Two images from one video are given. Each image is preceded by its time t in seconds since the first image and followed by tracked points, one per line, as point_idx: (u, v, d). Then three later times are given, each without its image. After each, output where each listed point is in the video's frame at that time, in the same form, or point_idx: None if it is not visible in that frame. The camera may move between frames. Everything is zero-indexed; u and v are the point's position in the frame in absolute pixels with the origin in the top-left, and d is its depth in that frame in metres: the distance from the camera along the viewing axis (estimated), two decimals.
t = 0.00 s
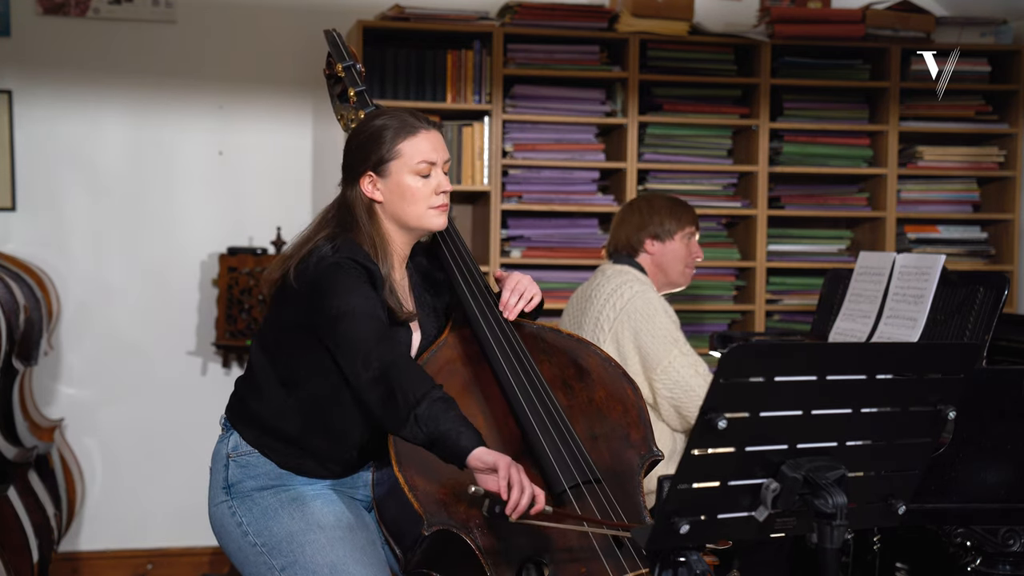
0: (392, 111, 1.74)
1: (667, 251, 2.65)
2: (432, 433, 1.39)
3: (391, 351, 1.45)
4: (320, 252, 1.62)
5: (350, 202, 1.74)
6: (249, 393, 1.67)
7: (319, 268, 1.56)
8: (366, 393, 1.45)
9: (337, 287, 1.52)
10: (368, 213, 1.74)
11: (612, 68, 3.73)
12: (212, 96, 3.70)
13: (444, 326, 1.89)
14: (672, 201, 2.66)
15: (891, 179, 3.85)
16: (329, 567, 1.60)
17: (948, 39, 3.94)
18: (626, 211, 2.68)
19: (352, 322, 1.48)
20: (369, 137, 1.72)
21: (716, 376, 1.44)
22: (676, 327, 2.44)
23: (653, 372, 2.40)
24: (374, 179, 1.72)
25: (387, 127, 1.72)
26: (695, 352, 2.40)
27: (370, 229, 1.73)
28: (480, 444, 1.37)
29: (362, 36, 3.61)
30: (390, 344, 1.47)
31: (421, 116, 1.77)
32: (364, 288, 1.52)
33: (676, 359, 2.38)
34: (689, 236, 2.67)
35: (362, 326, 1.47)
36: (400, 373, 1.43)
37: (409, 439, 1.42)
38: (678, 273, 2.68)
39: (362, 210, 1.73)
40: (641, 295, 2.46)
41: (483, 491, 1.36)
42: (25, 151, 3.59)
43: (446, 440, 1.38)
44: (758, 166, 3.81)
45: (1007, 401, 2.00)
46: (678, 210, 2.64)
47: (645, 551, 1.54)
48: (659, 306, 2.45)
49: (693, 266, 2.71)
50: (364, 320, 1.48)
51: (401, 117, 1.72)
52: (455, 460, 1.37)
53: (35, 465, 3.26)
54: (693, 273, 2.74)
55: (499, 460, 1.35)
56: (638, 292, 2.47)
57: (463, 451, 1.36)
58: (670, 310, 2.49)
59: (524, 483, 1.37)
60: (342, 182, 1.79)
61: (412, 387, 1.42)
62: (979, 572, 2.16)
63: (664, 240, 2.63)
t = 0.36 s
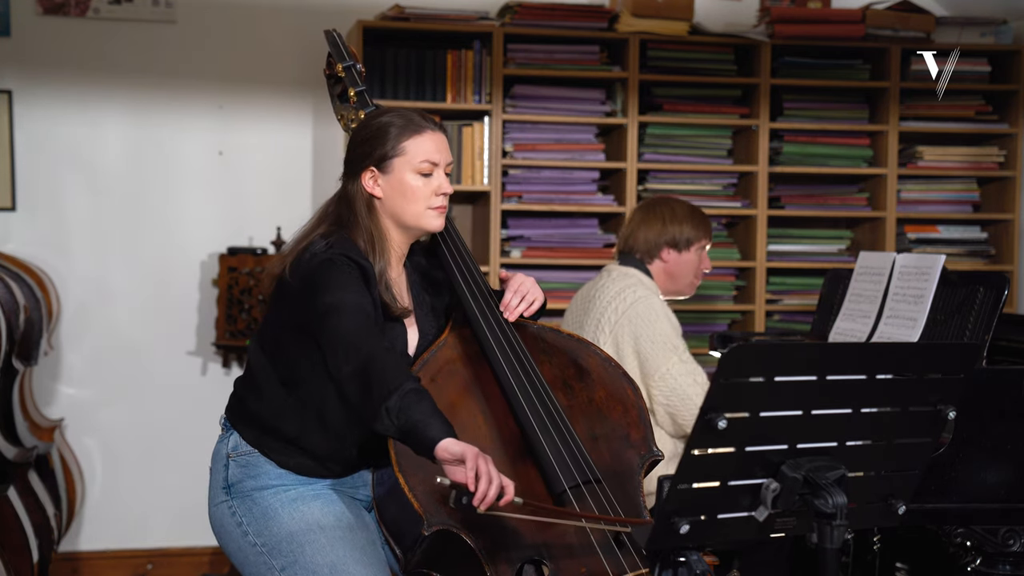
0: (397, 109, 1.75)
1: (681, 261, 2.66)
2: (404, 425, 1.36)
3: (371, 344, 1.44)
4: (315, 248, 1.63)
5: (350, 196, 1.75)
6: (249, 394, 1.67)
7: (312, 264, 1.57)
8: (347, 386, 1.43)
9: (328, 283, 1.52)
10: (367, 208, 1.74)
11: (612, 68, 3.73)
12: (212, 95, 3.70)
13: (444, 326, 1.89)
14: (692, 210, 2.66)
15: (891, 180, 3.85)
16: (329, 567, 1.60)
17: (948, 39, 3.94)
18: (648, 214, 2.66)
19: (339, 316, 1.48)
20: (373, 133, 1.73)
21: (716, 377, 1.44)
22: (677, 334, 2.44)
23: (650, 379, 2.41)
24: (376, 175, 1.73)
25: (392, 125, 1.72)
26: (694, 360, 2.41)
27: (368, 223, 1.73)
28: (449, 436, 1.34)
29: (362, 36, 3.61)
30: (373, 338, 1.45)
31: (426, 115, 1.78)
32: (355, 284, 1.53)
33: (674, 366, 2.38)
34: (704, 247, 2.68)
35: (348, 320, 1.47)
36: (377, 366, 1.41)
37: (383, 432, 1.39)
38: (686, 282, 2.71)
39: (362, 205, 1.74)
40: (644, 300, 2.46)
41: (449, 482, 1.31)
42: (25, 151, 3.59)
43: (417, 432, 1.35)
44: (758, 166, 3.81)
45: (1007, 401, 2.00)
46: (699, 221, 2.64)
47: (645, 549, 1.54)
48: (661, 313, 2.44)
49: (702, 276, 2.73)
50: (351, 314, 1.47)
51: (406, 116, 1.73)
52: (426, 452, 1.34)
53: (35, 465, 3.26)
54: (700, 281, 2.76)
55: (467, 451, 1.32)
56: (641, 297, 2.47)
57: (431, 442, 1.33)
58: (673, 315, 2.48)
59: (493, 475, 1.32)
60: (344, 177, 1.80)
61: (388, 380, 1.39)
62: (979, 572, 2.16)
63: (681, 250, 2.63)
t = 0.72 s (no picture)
0: (395, 108, 1.75)
1: (685, 261, 2.66)
2: (378, 417, 1.36)
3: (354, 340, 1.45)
4: (309, 245, 1.63)
5: (346, 193, 1.75)
6: (249, 394, 1.68)
7: (305, 261, 1.58)
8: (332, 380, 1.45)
9: (319, 280, 1.54)
10: (363, 205, 1.74)
11: (612, 68, 3.73)
12: (212, 95, 3.70)
13: (443, 327, 1.89)
14: (698, 211, 2.66)
15: (891, 179, 3.85)
16: (329, 568, 1.59)
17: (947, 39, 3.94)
18: (653, 213, 2.67)
19: (327, 312, 1.49)
20: (371, 131, 1.73)
21: (716, 377, 1.44)
22: (675, 339, 2.44)
23: (642, 383, 2.40)
24: (372, 173, 1.73)
25: (390, 124, 1.72)
26: (689, 367, 2.41)
27: (364, 221, 1.74)
28: (419, 430, 1.33)
29: (362, 36, 3.60)
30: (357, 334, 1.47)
31: (425, 114, 1.77)
32: (348, 282, 1.54)
33: (667, 372, 2.38)
34: (709, 248, 2.68)
35: (336, 317, 1.48)
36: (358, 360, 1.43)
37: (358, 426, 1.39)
38: (690, 284, 2.71)
39: (358, 203, 1.74)
40: (645, 303, 2.45)
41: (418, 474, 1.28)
42: (25, 150, 3.59)
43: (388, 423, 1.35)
44: (758, 166, 3.81)
45: (1007, 401, 2.00)
46: (703, 221, 2.64)
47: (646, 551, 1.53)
48: (662, 317, 2.44)
49: (706, 278, 2.73)
50: (340, 310, 1.49)
51: (404, 114, 1.73)
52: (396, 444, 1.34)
53: (35, 465, 3.26)
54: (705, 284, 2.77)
55: (437, 444, 1.30)
56: (642, 300, 2.46)
57: (401, 434, 1.33)
58: (673, 318, 2.48)
59: (463, 467, 1.28)
60: (341, 174, 1.80)
61: (367, 373, 1.41)
62: (979, 572, 2.16)
63: (683, 251, 2.64)
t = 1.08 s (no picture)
0: (392, 106, 1.74)
1: (682, 256, 2.66)
2: (364, 405, 1.39)
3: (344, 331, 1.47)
4: (304, 243, 1.62)
5: (343, 192, 1.74)
6: (247, 394, 1.68)
7: (301, 256, 1.58)
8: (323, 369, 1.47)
9: (314, 274, 1.54)
10: (360, 204, 1.74)
11: (612, 68, 3.73)
12: (212, 95, 3.70)
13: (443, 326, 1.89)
14: (694, 206, 2.66)
15: (890, 180, 3.85)
16: (328, 568, 1.59)
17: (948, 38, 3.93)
18: (647, 211, 2.68)
19: (321, 305, 1.51)
20: (367, 130, 1.72)
21: (717, 377, 1.43)
22: (679, 339, 2.44)
23: (645, 383, 2.41)
24: (369, 172, 1.73)
25: (387, 123, 1.72)
26: (691, 366, 2.42)
27: (361, 219, 1.73)
28: (404, 416, 1.36)
29: (362, 36, 3.60)
30: (347, 325, 1.48)
31: (422, 113, 1.77)
32: (343, 277, 1.54)
33: (671, 372, 2.39)
34: (707, 243, 2.67)
35: (328, 310, 1.49)
36: (345, 349, 1.45)
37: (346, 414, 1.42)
38: (691, 279, 2.69)
39: (355, 202, 1.73)
40: (649, 303, 2.46)
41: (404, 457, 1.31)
42: (25, 150, 3.59)
43: (374, 412, 1.37)
44: (758, 166, 3.81)
45: (1007, 401, 2.00)
46: (698, 215, 2.64)
47: (645, 551, 1.54)
48: (665, 317, 2.44)
49: (708, 273, 2.71)
50: (333, 303, 1.50)
51: (400, 112, 1.73)
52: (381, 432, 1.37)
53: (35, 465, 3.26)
54: (709, 280, 2.75)
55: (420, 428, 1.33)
56: (645, 300, 2.46)
57: (385, 419, 1.36)
58: (676, 318, 2.48)
59: (448, 451, 1.31)
60: (337, 172, 1.80)
61: (353, 361, 1.43)
62: (979, 572, 2.16)
63: (679, 246, 2.63)
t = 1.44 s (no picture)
0: (386, 104, 1.74)
1: (692, 260, 2.66)
2: (356, 395, 1.33)
3: (336, 322, 1.43)
4: (300, 240, 1.63)
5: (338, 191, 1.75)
6: (246, 394, 1.68)
7: (296, 253, 1.59)
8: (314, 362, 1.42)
9: (309, 269, 1.55)
10: (354, 204, 1.74)
11: (612, 68, 3.73)
12: (212, 95, 3.70)
13: (442, 326, 1.89)
14: (703, 211, 2.67)
15: (891, 180, 3.85)
16: (328, 569, 1.59)
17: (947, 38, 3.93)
18: (657, 214, 2.68)
19: (315, 298, 1.48)
20: (362, 128, 1.72)
21: (716, 377, 1.43)
22: (682, 339, 2.44)
23: (651, 382, 2.40)
24: (363, 171, 1.73)
25: (381, 121, 1.72)
26: (696, 365, 2.41)
27: (355, 218, 1.73)
28: (394, 404, 1.30)
29: (362, 36, 3.60)
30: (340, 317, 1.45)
31: (415, 111, 1.77)
32: (337, 272, 1.55)
33: (677, 371, 2.38)
34: (716, 248, 2.68)
35: (324, 304, 1.47)
36: (337, 339, 1.40)
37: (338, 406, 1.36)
38: (699, 283, 2.70)
39: (349, 201, 1.74)
40: (651, 304, 2.45)
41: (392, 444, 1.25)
42: (25, 150, 3.59)
43: (366, 400, 1.32)
44: (758, 166, 3.81)
45: (1007, 401, 1.99)
46: (708, 220, 2.66)
47: (645, 551, 1.54)
48: (667, 318, 2.44)
49: (715, 278, 2.72)
50: (327, 296, 1.48)
51: (393, 110, 1.73)
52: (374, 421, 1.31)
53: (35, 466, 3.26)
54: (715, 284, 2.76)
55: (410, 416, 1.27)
56: (648, 300, 2.46)
57: (376, 408, 1.30)
58: (679, 319, 2.48)
59: (439, 437, 1.26)
60: (332, 171, 1.80)
61: (345, 353, 1.38)
62: (979, 572, 2.16)
63: (690, 250, 2.64)
